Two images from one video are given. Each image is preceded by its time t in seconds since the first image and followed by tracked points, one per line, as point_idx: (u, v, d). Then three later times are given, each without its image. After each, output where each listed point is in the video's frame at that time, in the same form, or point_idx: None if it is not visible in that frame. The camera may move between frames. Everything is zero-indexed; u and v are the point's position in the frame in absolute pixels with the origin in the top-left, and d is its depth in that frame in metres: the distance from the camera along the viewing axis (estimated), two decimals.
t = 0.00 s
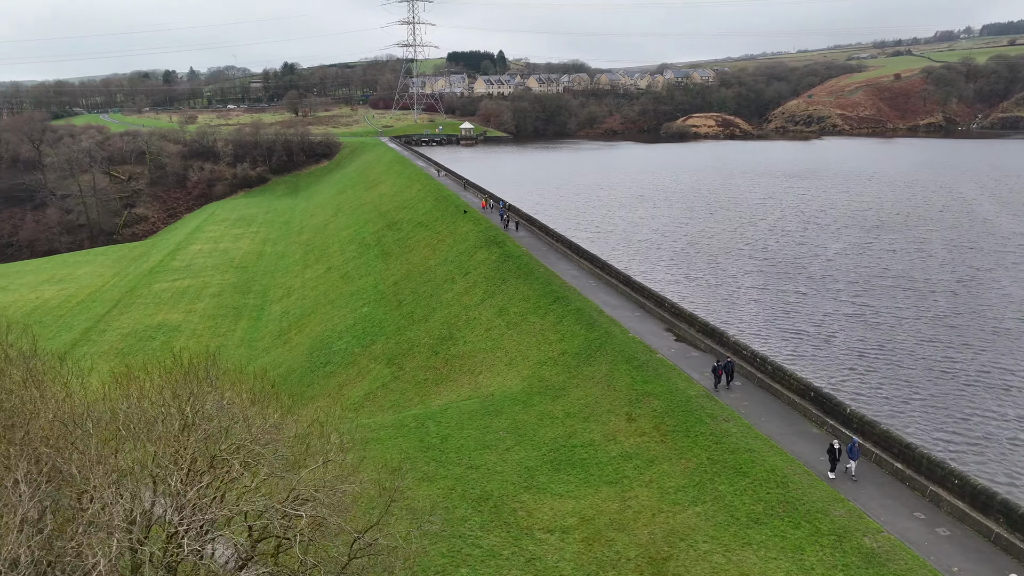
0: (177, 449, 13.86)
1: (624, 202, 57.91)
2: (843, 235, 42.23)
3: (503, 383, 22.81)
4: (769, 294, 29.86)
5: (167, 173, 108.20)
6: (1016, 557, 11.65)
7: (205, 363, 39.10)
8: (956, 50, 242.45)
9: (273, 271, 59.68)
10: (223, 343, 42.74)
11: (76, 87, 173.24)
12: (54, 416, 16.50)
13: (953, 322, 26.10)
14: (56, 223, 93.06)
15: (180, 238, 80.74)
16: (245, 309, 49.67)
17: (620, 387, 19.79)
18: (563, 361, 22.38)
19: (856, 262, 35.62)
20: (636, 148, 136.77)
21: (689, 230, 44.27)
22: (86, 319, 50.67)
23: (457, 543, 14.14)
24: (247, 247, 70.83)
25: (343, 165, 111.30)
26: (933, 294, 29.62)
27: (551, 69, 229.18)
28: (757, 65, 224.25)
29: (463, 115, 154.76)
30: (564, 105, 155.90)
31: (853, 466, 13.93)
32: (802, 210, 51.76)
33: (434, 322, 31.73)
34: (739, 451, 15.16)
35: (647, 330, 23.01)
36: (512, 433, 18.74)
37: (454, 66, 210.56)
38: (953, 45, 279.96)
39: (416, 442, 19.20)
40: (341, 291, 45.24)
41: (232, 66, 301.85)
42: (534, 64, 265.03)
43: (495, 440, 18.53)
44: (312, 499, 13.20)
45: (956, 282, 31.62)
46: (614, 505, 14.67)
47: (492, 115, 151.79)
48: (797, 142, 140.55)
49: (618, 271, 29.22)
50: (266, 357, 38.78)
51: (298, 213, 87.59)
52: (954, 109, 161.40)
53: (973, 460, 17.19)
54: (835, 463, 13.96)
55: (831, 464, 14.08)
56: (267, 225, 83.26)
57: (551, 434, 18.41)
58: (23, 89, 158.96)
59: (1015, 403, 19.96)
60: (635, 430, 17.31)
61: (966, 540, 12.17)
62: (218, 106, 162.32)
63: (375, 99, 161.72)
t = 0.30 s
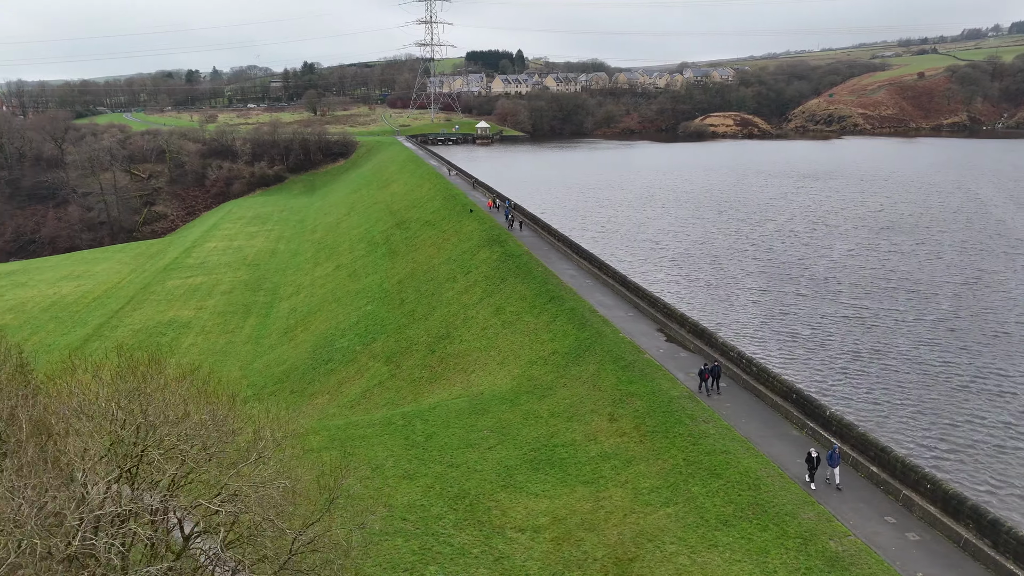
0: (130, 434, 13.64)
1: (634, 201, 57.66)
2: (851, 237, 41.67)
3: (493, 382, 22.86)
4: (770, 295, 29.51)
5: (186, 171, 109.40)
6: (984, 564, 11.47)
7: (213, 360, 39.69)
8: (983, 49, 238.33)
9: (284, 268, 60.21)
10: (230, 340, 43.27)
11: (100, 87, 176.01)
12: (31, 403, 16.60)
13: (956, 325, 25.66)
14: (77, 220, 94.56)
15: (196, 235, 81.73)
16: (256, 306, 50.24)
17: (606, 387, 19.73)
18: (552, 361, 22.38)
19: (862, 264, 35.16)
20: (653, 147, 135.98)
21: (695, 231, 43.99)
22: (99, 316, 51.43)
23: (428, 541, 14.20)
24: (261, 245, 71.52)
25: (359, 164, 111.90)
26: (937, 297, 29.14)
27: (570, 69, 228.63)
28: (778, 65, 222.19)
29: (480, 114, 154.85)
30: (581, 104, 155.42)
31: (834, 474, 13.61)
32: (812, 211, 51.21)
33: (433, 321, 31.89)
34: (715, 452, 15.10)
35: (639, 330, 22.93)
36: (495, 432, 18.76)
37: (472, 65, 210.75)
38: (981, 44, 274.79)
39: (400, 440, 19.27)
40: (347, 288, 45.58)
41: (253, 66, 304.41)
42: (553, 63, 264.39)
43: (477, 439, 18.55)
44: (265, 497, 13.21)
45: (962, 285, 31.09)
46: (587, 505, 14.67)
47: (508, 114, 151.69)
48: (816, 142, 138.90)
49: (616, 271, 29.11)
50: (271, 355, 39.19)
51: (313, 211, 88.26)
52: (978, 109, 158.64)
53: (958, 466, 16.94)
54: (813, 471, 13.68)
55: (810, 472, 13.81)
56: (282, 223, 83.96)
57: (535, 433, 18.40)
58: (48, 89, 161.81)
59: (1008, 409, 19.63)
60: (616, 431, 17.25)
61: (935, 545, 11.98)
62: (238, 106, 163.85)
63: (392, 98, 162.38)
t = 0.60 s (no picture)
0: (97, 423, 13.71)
1: (642, 202, 57.43)
2: (858, 239, 41.27)
3: (483, 383, 22.91)
4: (769, 298, 29.35)
5: (204, 171, 110.67)
6: (950, 571, 11.32)
7: (220, 358, 40.21)
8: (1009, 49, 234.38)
9: (295, 268, 60.70)
10: (236, 338, 43.78)
11: (123, 87, 178.72)
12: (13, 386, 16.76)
13: (955, 329, 25.35)
14: (97, 218, 96.06)
15: (212, 234, 82.71)
16: (264, 304, 50.73)
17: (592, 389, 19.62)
18: (541, 361, 22.41)
19: (867, 267, 34.73)
20: (669, 148, 135.39)
21: (701, 232, 43.73)
22: (112, 313, 52.25)
23: (402, 540, 14.25)
24: (273, 244, 72.20)
25: (374, 164, 112.57)
26: (939, 301, 28.80)
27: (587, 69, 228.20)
28: (798, 65, 220.19)
29: (496, 115, 155.12)
30: (597, 105, 155.17)
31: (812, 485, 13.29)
32: (821, 212, 50.83)
33: (432, 321, 32.02)
34: (691, 455, 15.07)
35: (631, 332, 22.85)
36: (477, 434, 18.82)
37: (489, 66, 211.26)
38: (1007, 43, 270.40)
39: (386, 439, 19.36)
40: (353, 288, 45.87)
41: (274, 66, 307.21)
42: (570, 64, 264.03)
43: (461, 440, 18.58)
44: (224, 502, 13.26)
45: (967, 288, 30.72)
46: (562, 506, 14.65)
47: (524, 114, 151.75)
48: (834, 142, 137.46)
49: (613, 272, 29.03)
50: (275, 353, 39.56)
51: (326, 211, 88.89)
52: (1002, 109, 155.45)
53: (941, 474, 16.72)
54: (791, 480, 13.35)
55: (788, 480, 13.60)
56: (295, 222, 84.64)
57: (518, 433, 18.40)
58: (72, 89, 164.64)
59: (999, 417, 19.35)
60: (597, 434, 17.16)
61: (903, 551, 11.83)
62: (257, 106, 165.48)
63: (408, 98, 163.19)
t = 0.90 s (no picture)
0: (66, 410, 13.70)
1: (650, 203, 57.15)
2: (865, 242, 40.82)
3: (472, 382, 22.98)
4: (768, 300, 29.11)
5: (221, 171, 111.82)
6: None
7: (224, 355, 40.69)
8: None
9: (304, 267, 61.11)
10: (241, 336, 44.20)
11: (143, 88, 181.15)
12: None
13: (953, 333, 25.02)
14: (115, 218, 97.45)
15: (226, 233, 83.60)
16: (271, 303, 51.13)
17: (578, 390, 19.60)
18: (530, 361, 22.43)
19: (870, 269, 34.36)
20: (684, 148, 134.74)
21: (706, 234, 43.49)
22: (124, 310, 52.95)
23: (374, 537, 14.35)
24: (285, 244, 72.78)
25: (388, 164, 113.13)
26: (941, 304, 28.43)
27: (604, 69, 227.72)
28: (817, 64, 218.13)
29: (511, 115, 155.28)
30: (613, 105, 154.78)
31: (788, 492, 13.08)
32: (831, 214, 50.36)
33: (431, 320, 32.13)
34: (666, 456, 15.03)
35: (621, 333, 22.78)
36: (460, 433, 18.88)
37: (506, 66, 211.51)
38: None
39: (371, 438, 19.46)
40: (359, 287, 46.14)
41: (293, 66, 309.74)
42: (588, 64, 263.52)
43: (444, 439, 18.66)
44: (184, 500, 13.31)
45: (971, 292, 30.30)
46: (535, 506, 14.65)
47: (539, 114, 151.77)
48: (852, 143, 135.92)
49: (610, 273, 28.93)
50: (279, 352, 39.90)
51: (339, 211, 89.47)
52: None
53: (924, 481, 16.53)
54: (766, 487, 13.16)
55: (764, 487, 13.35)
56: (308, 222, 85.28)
57: (501, 432, 18.44)
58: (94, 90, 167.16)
59: (989, 423, 19.08)
60: (577, 435, 17.13)
61: (870, 556, 11.70)
62: (275, 106, 166.96)
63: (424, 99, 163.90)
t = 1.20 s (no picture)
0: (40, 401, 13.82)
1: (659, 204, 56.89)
2: (873, 244, 40.29)
3: (462, 382, 23.05)
4: (766, 302, 28.87)
5: (238, 170, 112.97)
6: None
7: (229, 352, 41.17)
8: None
9: (313, 266, 61.58)
10: (248, 334, 44.69)
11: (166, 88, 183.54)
12: None
13: (952, 337, 24.70)
14: (134, 216, 98.87)
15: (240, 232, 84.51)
16: (280, 301, 51.64)
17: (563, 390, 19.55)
18: (520, 361, 22.44)
19: (876, 272, 33.90)
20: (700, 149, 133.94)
21: (712, 235, 43.16)
22: (137, 307, 53.74)
23: (346, 535, 14.46)
24: (297, 243, 73.43)
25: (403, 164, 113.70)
26: (943, 308, 28.00)
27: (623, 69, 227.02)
28: (839, 64, 215.69)
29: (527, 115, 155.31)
30: (630, 105, 154.21)
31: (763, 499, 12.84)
32: (841, 216, 49.77)
33: (430, 319, 32.28)
34: (640, 458, 14.98)
35: (611, 334, 22.73)
36: (443, 432, 18.95)
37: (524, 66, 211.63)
38: None
39: (356, 436, 19.59)
40: (364, 286, 46.44)
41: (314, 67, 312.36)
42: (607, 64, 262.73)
43: (428, 438, 18.75)
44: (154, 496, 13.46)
45: (976, 295, 29.80)
46: (507, 505, 14.69)
47: (555, 114, 151.63)
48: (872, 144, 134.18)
49: (607, 273, 28.85)
50: (283, 350, 40.29)
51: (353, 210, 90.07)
52: None
53: (905, 488, 16.34)
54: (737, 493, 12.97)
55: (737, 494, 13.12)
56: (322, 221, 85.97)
57: (484, 432, 18.50)
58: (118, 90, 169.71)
59: (978, 429, 18.82)
60: (557, 436, 17.12)
61: (833, 560, 11.58)
62: (294, 107, 168.40)
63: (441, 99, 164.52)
